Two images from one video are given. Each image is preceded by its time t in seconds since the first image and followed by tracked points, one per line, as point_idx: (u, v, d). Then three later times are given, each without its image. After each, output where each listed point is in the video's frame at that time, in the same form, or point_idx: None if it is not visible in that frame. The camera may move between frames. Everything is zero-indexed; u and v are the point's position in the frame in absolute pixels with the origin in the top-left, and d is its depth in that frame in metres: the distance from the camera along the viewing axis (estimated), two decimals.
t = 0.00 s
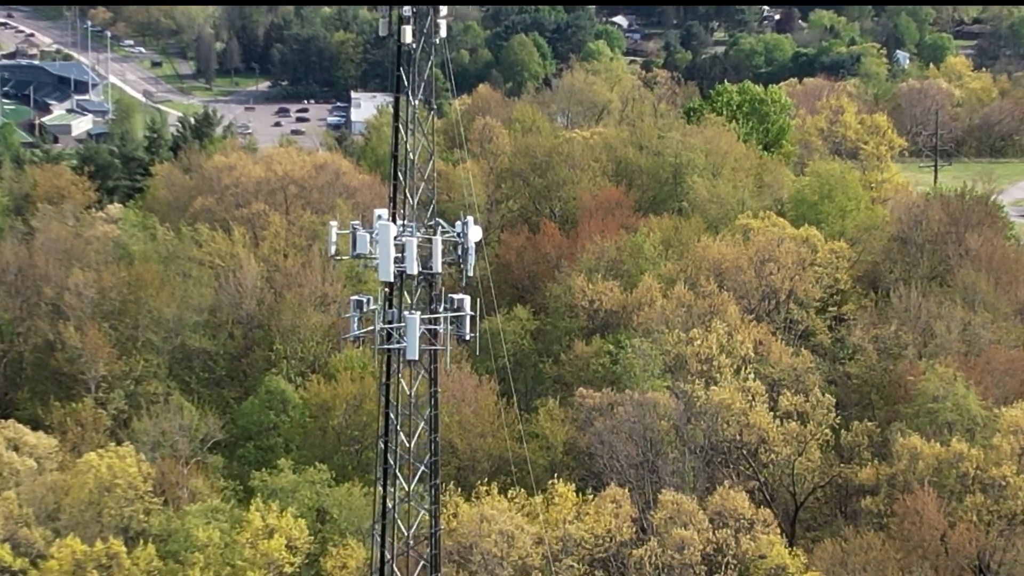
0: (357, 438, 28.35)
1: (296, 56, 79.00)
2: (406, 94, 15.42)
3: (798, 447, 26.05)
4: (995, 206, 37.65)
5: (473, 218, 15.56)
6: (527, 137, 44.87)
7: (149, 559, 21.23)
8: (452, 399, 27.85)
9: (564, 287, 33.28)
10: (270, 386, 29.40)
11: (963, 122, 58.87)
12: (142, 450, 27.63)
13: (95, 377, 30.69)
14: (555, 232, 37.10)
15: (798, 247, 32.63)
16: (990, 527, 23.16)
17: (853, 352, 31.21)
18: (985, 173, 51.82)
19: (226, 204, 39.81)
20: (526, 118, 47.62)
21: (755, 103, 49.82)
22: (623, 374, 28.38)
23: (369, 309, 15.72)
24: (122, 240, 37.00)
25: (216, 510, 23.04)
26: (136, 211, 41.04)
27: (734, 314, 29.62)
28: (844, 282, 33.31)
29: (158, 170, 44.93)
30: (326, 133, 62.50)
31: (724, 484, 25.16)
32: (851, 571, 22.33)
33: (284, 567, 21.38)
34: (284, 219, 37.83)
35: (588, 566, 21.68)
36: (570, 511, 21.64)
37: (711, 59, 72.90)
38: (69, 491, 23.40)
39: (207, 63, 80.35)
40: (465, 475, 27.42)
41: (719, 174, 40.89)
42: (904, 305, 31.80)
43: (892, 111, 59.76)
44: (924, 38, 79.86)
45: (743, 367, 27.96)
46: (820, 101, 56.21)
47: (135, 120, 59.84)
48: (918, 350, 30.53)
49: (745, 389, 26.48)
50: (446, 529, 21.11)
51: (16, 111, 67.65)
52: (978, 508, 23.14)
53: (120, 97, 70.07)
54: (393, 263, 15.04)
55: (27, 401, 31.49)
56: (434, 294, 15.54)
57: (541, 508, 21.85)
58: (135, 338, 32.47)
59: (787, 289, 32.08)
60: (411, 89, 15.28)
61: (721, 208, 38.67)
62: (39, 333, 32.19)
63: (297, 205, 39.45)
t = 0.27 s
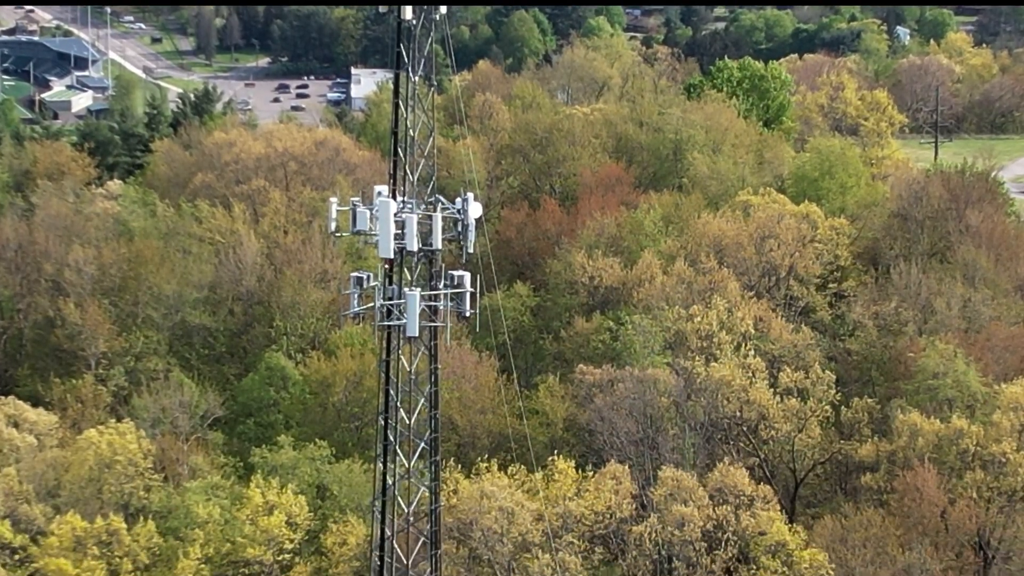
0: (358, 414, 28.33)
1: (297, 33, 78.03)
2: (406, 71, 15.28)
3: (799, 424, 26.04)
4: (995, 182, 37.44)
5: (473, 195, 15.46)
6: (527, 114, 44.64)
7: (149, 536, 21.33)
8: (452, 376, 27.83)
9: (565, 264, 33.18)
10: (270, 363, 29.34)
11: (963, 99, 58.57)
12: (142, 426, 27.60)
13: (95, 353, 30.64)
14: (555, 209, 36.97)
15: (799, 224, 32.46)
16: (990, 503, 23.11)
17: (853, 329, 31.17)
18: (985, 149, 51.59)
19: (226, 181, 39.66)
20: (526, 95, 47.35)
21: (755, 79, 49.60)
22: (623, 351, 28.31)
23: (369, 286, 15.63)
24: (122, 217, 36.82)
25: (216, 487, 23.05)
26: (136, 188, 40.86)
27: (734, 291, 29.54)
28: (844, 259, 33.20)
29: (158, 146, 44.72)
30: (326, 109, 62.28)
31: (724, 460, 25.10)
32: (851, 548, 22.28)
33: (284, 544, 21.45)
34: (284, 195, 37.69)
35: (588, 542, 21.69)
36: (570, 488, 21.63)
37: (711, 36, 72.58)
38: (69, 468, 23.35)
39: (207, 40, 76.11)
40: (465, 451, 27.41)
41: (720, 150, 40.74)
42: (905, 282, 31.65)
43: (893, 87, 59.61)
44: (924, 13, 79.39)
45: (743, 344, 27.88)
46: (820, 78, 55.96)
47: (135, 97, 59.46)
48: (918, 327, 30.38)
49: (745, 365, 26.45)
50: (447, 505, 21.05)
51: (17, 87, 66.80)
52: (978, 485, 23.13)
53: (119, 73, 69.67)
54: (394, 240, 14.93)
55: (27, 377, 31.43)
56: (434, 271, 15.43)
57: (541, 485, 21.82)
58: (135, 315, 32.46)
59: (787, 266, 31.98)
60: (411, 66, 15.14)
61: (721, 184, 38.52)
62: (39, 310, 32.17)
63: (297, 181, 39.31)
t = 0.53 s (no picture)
0: (357, 391, 28.31)
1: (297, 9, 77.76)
2: (406, 47, 15.13)
3: (799, 401, 26.07)
4: (996, 159, 37.15)
5: (473, 171, 15.35)
6: (527, 91, 44.41)
7: (149, 513, 21.37)
8: (452, 352, 27.83)
9: (565, 241, 33.09)
10: (270, 339, 29.33)
11: (963, 75, 58.13)
12: (142, 403, 27.59)
13: (95, 331, 30.59)
14: (555, 185, 36.83)
15: (799, 201, 32.29)
16: (990, 480, 23.12)
17: (853, 307, 31.16)
18: (984, 126, 51.32)
19: (226, 157, 39.47)
20: (526, 72, 47.08)
21: (755, 56, 49.32)
22: (623, 328, 28.27)
23: (369, 263, 15.54)
24: (122, 194, 36.61)
25: (216, 464, 23.08)
26: (136, 164, 40.71)
27: (734, 269, 29.42)
28: (845, 236, 33.10)
29: (158, 123, 44.50)
30: (326, 86, 62.05)
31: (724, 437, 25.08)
32: (851, 524, 22.23)
33: (284, 521, 21.35)
34: (284, 172, 37.54)
35: (588, 519, 21.71)
36: (570, 465, 21.67)
37: (712, 13, 72.17)
38: (69, 445, 23.32)
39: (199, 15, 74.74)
40: (465, 428, 27.42)
41: (720, 127, 40.60)
42: (905, 259, 31.53)
43: (894, 64, 59.01)
44: None
45: (742, 321, 27.80)
46: (820, 54, 55.67)
47: (135, 73, 59.10)
48: (918, 304, 30.31)
49: (746, 342, 26.43)
50: (446, 483, 21.03)
51: (16, 64, 65.90)
52: (978, 462, 23.11)
53: (118, 49, 69.29)
54: (394, 216, 14.85)
55: (27, 354, 31.39)
56: (434, 248, 15.35)
57: (541, 462, 21.81)
58: (134, 292, 32.39)
59: (787, 243, 31.90)
60: (411, 42, 14.99)
61: (721, 161, 38.39)
62: (39, 287, 32.19)
63: (297, 159, 39.23)
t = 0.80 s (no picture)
0: (358, 368, 28.30)
1: None
2: (406, 22, 15.00)
3: (799, 377, 26.07)
4: (997, 136, 36.64)
5: (473, 148, 15.26)
6: (527, 67, 44.15)
7: (149, 490, 21.36)
8: (452, 329, 27.83)
9: (565, 217, 33.01)
10: (270, 316, 29.35)
11: (963, 53, 57.05)
12: (142, 380, 27.57)
13: (95, 308, 30.51)
14: (556, 162, 36.71)
15: (799, 177, 32.19)
16: (990, 457, 23.11)
17: (852, 284, 31.13)
18: (985, 103, 51.03)
19: (226, 134, 39.29)
20: (526, 48, 46.77)
21: (756, 32, 48.98)
22: (624, 305, 28.26)
23: (368, 240, 15.46)
24: (122, 169, 36.36)
25: (216, 441, 23.09)
26: (136, 141, 40.54)
27: (734, 246, 29.20)
28: (845, 213, 32.95)
29: (157, 99, 44.29)
30: (326, 63, 61.79)
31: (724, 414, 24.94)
32: (851, 501, 22.21)
33: (284, 498, 21.37)
34: (284, 149, 37.39)
35: (588, 496, 21.70)
36: (570, 441, 21.62)
37: None
38: (69, 422, 23.26)
39: None
40: (465, 405, 27.41)
41: (720, 104, 40.43)
42: (905, 236, 31.45)
43: (894, 40, 58.58)
44: None
45: (743, 298, 27.70)
46: (821, 30, 55.34)
47: (135, 50, 58.80)
48: (918, 281, 30.25)
49: (746, 319, 26.38)
50: (446, 460, 21.00)
51: (14, 41, 65.61)
52: (978, 439, 23.09)
53: (118, 25, 68.95)
54: (393, 193, 14.76)
55: (27, 331, 31.35)
56: (434, 224, 15.28)
57: (541, 439, 21.79)
58: (134, 269, 32.24)
59: (787, 220, 31.74)
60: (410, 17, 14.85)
61: (721, 138, 38.26)
62: (40, 264, 32.14)
63: (297, 135, 39.10)
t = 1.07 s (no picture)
0: (358, 345, 28.30)
1: None
2: None
3: (799, 354, 25.99)
4: (997, 113, 36.36)
5: (474, 125, 15.15)
6: (527, 43, 43.83)
7: (149, 467, 21.29)
8: (453, 306, 27.79)
9: (565, 194, 32.99)
10: (270, 293, 29.34)
11: (964, 29, 55.68)
12: (142, 357, 27.56)
13: (95, 285, 30.45)
14: (556, 139, 36.53)
15: (799, 155, 31.88)
16: (990, 435, 23.12)
17: (852, 261, 31.11)
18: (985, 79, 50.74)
19: (226, 111, 39.08)
20: (526, 25, 46.45)
21: (756, 8, 48.44)
22: (624, 282, 28.29)
23: (369, 217, 15.37)
24: (122, 146, 36.14)
25: (216, 418, 23.10)
26: (136, 118, 40.35)
27: (735, 224, 28.94)
28: (846, 190, 32.87)
29: (157, 77, 44.06)
30: (326, 40, 61.52)
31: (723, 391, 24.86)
32: (851, 479, 22.24)
33: (284, 475, 21.27)
34: (284, 126, 37.20)
35: (588, 473, 21.68)
36: (570, 418, 21.54)
37: None
38: (69, 400, 23.22)
39: None
40: (465, 382, 27.39)
41: (721, 81, 40.18)
42: (905, 213, 31.35)
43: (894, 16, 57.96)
44: None
45: (743, 275, 27.70)
46: (822, 7, 55.01)
47: (134, 27, 58.52)
48: (918, 258, 30.20)
49: (746, 296, 26.31)
50: (446, 437, 21.01)
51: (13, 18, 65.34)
52: (978, 416, 23.08)
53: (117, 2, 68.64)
54: (393, 170, 14.66)
55: (27, 308, 31.40)
56: (434, 201, 15.17)
57: (541, 416, 21.79)
58: (134, 246, 32.15)
59: (787, 197, 31.58)
60: None
61: (721, 115, 38.10)
62: (40, 241, 32.00)
63: (297, 113, 38.93)
